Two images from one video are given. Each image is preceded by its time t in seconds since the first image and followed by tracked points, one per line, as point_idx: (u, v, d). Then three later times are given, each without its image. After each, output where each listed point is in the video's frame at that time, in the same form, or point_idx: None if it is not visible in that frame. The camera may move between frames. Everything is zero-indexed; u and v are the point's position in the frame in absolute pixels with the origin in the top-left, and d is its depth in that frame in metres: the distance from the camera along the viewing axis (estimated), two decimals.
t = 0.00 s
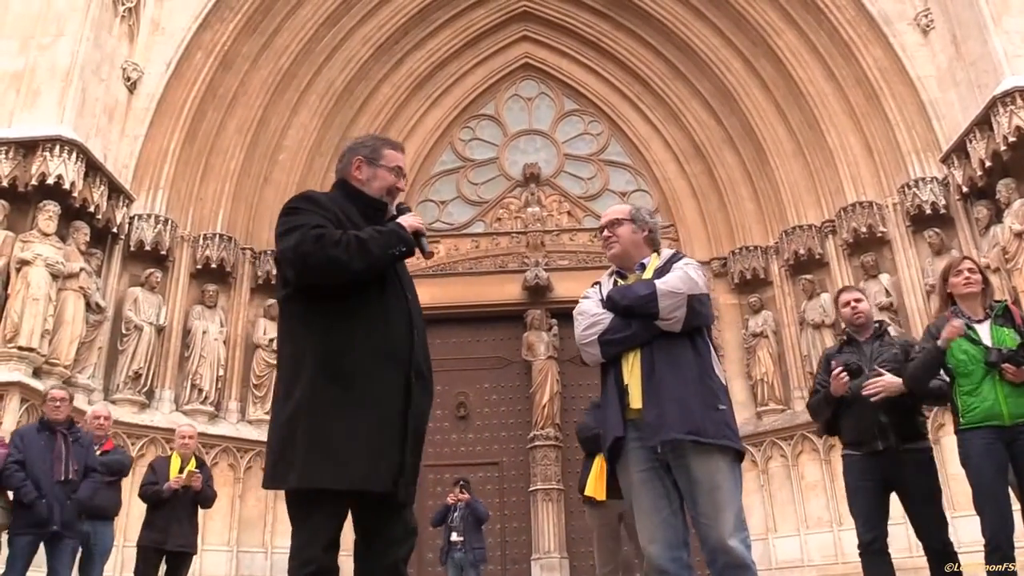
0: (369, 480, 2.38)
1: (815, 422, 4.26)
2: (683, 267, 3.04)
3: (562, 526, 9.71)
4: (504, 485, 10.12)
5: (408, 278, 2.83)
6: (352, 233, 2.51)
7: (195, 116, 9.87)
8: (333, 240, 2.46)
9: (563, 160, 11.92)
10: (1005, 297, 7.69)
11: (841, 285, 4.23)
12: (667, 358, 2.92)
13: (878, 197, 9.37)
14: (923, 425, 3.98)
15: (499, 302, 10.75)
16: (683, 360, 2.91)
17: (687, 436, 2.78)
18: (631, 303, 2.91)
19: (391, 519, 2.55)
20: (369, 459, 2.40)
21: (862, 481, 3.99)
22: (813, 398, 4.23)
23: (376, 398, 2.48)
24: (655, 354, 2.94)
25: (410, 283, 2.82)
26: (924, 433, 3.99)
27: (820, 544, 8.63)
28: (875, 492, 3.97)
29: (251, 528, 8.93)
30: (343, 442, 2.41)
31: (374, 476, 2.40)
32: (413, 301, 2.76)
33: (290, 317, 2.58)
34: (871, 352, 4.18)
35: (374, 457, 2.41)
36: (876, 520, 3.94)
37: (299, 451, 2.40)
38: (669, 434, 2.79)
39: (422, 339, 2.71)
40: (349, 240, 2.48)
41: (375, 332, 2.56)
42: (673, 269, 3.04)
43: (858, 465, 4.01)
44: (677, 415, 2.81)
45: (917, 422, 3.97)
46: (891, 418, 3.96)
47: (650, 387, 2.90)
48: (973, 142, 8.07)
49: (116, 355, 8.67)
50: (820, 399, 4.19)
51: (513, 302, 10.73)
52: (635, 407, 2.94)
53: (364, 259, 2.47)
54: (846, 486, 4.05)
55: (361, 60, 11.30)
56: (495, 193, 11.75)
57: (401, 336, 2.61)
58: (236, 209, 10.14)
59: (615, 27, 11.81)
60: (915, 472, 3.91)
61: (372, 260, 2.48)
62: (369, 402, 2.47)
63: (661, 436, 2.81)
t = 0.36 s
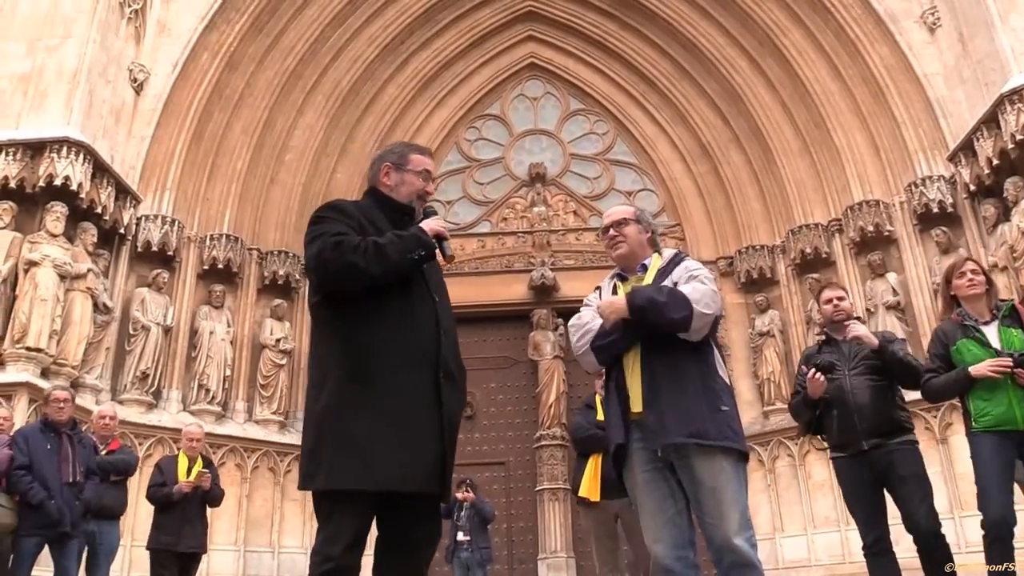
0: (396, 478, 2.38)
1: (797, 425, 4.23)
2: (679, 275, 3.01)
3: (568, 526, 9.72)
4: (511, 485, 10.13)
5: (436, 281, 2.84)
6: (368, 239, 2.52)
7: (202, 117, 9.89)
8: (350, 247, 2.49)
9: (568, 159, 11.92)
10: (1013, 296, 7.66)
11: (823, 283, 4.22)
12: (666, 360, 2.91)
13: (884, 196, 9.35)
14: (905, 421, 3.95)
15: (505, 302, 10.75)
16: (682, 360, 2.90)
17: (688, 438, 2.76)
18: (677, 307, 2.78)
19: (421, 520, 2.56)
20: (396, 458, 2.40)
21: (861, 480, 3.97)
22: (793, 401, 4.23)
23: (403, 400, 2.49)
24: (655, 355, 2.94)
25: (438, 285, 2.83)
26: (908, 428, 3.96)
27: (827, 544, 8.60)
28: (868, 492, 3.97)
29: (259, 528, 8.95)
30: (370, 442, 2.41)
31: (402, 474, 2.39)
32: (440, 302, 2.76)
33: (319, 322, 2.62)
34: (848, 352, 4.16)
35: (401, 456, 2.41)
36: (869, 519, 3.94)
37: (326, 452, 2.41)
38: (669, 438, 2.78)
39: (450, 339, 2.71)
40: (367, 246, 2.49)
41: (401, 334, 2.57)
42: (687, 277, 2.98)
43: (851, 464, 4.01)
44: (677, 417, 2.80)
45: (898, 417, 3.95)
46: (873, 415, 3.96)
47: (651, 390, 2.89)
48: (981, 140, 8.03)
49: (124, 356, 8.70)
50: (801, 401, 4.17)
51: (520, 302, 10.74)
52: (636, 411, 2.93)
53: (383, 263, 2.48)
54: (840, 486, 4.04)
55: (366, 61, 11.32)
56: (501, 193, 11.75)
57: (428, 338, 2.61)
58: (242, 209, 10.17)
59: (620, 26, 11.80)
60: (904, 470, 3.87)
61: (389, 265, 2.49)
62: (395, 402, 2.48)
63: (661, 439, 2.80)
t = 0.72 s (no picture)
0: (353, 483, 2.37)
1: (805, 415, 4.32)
2: (684, 273, 3.04)
3: (574, 523, 9.72)
4: (516, 483, 10.13)
5: (437, 276, 2.75)
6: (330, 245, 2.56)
7: (203, 119, 9.90)
8: (312, 257, 2.54)
9: (569, 156, 11.91)
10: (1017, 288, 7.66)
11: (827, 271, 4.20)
12: (670, 351, 2.88)
13: (886, 189, 9.33)
14: (903, 413, 3.90)
15: (508, 300, 10.76)
16: (687, 353, 2.86)
17: (693, 438, 2.74)
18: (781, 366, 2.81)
19: (417, 523, 2.55)
20: (355, 462, 2.39)
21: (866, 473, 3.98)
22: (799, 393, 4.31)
23: (375, 402, 2.47)
24: (659, 347, 2.91)
25: (438, 279, 2.75)
26: (907, 420, 3.90)
27: (833, 538, 8.59)
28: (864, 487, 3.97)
29: (265, 528, 8.97)
30: (336, 446, 2.44)
31: (359, 478, 2.37)
32: (429, 298, 2.68)
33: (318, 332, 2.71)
34: (843, 343, 4.13)
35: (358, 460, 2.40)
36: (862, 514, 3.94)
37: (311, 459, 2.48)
38: (674, 437, 2.77)
39: (434, 336, 2.61)
40: (324, 254, 2.52)
41: (374, 336, 2.55)
42: (748, 309, 2.92)
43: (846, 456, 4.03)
44: (681, 415, 2.78)
45: (892, 408, 3.90)
46: (867, 407, 3.94)
47: (654, 385, 2.87)
48: (983, 131, 8.01)
49: (128, 359, 8.72)
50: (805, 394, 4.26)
51: (522, 299, 10.75)
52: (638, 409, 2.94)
53: (339, 269, 2.49)
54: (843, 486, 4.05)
55: (366, 61, 11.33)
56: (502, 191, 11.75)
57: (404, 336, 2.56)
58: (244, 211, 10.18)
59: (620, 22, 11.78)
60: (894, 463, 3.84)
61: (346, 270, 2.48)
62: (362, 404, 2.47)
63: (665, 439, 2.79)
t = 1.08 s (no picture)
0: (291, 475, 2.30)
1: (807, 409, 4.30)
2: (685, 275, 3.04)
3: (569, 521, 9.73)
4: (511, 481, 10.14)
5: (394, 250, 2.52)
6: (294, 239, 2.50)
7: (200, 115, 9.89)
8: (269, 258, 2.55)
9: (567, 154, 11.92)
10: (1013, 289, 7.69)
11: (832, 264, 4.17)
12: (675, 351, 2.86)
13: (883, 189, 9.34)
14: (904, 411, 3.90)
15: (504, 298, 10.77)
16: (691, 353, 2.86)
17: (694, 439, 2.75)
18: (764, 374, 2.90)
19: (401, 513, 2.37)
20: (293, 454, 2.31)
21: (857, 473, 3.98)
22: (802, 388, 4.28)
23: (313, 391, 2.36)
24: (662, 346, 2.88)
25: (394, 253, 2.51)
26: (908, 419, 3.91)
27: (828, 537, 8.60)
28: (855, 486, 3.98)
29: (261, 525, 8.98)
30: (289, 439, 2.38)
31: (294, 471, 2.29)
32: (378, 275, 2.47)
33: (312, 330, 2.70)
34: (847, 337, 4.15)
35: (295, 451, 2.31)
36: (853, 515, 3.95)
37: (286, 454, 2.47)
38: (676, 439, 2.76)
39: (378, 316, 2.41)
40: (276, 254, 2.52)
41: (320, 324, 2.44)
42: (744, 315, 3.00)
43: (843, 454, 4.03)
44: (683, 415, 2.77)
45: (898, 406, 3.91)
46: (868, 404, 3.94)
47: (656, 386, 2.84)
48: (980, 132, 8.03)
49: (124, 355, 8.72)
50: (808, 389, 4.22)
51: (519, 298, 10.75)
52: (637, 410, 2.89)
53: (283, 264, 2.48)
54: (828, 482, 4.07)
55: (364, 58, 11.31)
56: (500, 188, 11.76)
57: (344, 320, 2.42)
58: (241, 208, 10.17)
59: (619, 21, 11.78)
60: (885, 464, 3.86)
61: (285, 261, 2.47)
62: (304, 395, 2.38)
63: (667, 441, 2.77)
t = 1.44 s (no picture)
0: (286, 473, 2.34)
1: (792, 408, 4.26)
2: (682, 275, 3.05)
3: (566, 521, 9.73)
4: (508, 481, 10.13)
5: (379, 241, 2.50)
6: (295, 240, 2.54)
7: (195, 115, 9.87)
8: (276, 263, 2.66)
9: (562, 154, 11.91)
10: (1008, 287, 7.72)
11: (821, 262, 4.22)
12: (674, 352, 2.86)
13: (878, 188, 9.36)
14: (893, 411, 3.92)
15: (500, 298, 10.77)
16: (689, 354, 2.85)
17: (693, 440, 2.74)
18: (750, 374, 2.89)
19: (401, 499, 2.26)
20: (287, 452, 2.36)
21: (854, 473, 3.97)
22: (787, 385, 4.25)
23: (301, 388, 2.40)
24: (661, 349, 2.89)
25: (380, 243, 2.49)
26: (897, 418, 3.93)
27: (824, 536, 8.61)
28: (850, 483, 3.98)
29: (258, 526, 8.95)
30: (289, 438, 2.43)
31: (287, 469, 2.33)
32: (360, 268, 2.46)
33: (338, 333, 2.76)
34: (840, 335, 4.14)
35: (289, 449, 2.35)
36: (848, 513, 3.94)
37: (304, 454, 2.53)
38: (675, 440, 2.74)
39: (359, 309, 2.40)
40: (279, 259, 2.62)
41: (312, 323, 2.48)
42: (736, 315, 3.00)
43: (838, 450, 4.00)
44: (683, 417, 2.76)
45: (887, 406, 3.93)
46: (859, 402, 3.94)
47: (656, 387, 2.84)
48: (974, 131, 8.05)
49: (119, 356, 8.69)
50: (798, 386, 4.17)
51: (515, 298, 10.76)
52: (640, 412, 2.92)
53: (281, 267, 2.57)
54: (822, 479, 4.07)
55: (359, 58, 11.30)
56: (496, 189, 11.76)
57: (327, 317, 2.44)
58: (237, 208, 10.15)
59: (614, 21, 11.79)
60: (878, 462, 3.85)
61: (279, 266, 2.57)
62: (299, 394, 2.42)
63: (667, 442, 2.76)
